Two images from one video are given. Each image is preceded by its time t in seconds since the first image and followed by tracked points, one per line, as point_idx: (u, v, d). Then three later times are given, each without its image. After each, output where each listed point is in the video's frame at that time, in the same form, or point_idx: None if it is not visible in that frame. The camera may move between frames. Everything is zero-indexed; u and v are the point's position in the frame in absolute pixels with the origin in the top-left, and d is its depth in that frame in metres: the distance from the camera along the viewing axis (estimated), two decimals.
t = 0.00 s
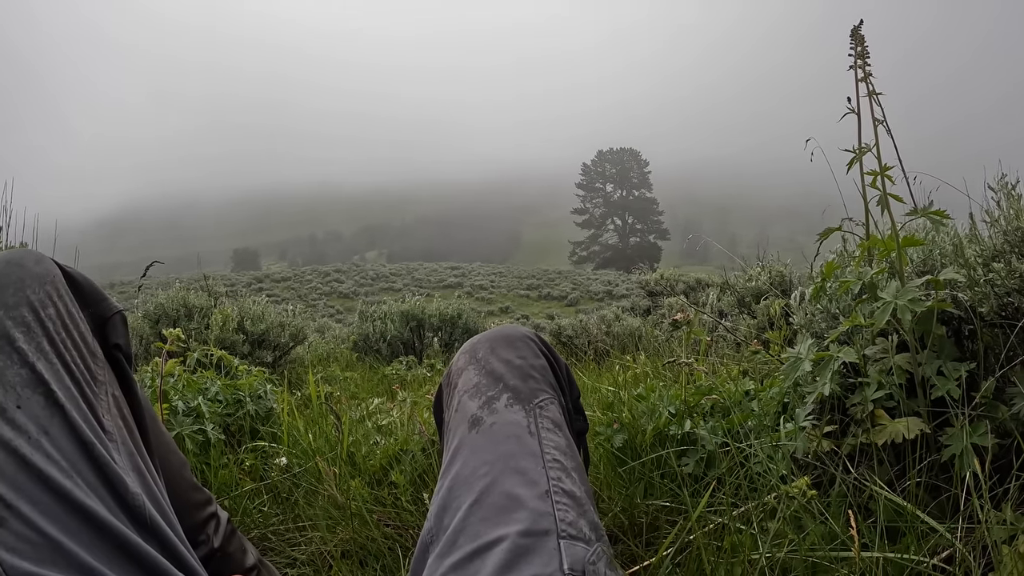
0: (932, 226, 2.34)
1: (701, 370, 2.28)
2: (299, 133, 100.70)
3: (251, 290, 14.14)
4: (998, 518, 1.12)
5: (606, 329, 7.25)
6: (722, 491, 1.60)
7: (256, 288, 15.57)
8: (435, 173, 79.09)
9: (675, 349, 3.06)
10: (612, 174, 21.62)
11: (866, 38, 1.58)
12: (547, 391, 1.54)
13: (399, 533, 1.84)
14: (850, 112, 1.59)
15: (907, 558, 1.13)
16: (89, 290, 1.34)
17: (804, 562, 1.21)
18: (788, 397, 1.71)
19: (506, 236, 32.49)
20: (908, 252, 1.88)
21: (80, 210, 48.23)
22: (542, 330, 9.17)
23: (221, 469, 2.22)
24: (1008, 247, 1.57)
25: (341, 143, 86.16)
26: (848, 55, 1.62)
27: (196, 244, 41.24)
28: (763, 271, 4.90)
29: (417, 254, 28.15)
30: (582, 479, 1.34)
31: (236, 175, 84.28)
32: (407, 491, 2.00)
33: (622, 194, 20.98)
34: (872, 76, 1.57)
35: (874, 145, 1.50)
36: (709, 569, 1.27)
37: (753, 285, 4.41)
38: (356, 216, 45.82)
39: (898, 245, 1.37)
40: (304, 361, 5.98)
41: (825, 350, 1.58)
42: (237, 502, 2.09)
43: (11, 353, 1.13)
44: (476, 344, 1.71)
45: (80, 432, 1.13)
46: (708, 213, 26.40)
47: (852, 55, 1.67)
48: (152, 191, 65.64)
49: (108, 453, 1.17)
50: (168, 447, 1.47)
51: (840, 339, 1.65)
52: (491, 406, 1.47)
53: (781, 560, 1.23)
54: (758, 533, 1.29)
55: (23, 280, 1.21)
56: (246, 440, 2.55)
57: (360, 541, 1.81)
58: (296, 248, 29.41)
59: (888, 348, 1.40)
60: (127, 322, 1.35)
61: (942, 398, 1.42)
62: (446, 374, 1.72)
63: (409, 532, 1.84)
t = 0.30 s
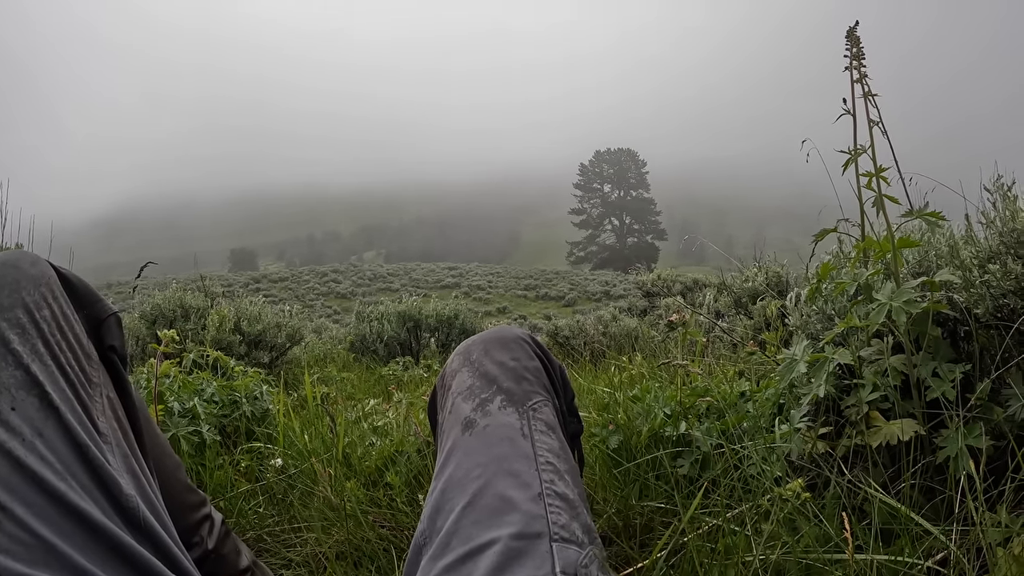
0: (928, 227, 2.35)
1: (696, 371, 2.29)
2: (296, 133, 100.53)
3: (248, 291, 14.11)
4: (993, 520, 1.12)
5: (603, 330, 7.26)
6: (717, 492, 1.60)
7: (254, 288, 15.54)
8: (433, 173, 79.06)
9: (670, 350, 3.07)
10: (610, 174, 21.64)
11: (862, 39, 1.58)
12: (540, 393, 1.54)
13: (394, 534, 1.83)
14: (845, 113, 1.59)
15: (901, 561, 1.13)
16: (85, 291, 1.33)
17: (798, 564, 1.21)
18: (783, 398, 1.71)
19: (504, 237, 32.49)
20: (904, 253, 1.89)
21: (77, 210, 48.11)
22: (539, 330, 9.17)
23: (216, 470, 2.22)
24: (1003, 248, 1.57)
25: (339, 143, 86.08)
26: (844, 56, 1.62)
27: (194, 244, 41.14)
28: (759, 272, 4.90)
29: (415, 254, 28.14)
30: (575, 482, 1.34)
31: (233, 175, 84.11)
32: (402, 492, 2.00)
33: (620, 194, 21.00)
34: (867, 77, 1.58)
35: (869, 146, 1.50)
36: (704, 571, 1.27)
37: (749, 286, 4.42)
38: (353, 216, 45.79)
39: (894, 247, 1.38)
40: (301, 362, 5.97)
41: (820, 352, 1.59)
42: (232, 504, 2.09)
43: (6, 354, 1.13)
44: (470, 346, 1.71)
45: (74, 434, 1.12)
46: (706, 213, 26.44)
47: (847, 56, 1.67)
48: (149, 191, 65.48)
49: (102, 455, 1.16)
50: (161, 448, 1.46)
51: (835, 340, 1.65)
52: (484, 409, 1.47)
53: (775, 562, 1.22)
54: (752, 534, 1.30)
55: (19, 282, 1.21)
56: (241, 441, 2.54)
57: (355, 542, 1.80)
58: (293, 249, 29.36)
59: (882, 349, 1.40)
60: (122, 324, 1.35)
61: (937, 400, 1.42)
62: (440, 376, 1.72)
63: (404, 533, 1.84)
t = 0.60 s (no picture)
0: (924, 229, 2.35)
1: (693, 373, 2.29)
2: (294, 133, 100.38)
3: (245, 291, 14.09)
4: (989, 523, 1.13)
5: (600, 331, 7.26)
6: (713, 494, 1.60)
7: (251, 288, 15.51)
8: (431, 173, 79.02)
9: (667, 351, 3.07)
10: (608, 175, 21.65)
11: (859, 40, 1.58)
12: (537, 396, 1.54)
13: (390, 536, 1.83)
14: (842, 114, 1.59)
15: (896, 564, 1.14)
16: (79, 294, 1.33)
17: (793, 567, 1.21)
18: (780, 400, 1.71)
19: (502, 237, 32.49)
20: (901, 255, 1.89)
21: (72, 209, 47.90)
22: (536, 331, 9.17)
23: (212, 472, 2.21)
24: (1000, 251, 1.58)
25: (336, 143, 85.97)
26: (841, 57, 1.62)
27: (191, 244, 41.03)
28: (757, 273, 4.91)
29: (412, 254, 28.12)
30: (572, 486, 1.34)
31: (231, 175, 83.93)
32: (398, 494, 1.99)
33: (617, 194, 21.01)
34: (864, 79, 1.58)
35: (866, 148, 1.50)
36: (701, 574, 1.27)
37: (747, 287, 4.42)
38: (351, 216, 45.75)
39: (891, 249, 1.38)
40: (298, 362, 5.96)
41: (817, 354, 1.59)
42: (228, 505, 2.09)
43: None
44: (467, 349, 1.71)
45: (67, 438, 1.11)
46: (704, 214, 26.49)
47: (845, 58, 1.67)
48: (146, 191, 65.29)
49: (96, 458, 1.15)
50: (156, 451, 1.45)
51: (832, 342, 1.66)
52: (481, 412, 1.47)
53: (771, 564, 1.23)
54: (748, 537, 1.30)
55: (13, 285, 1.20)
56: (238, 442, 2.54)
57: (351, 544, 1.80)
58: (291, 248, 29.31)
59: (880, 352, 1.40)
60: (117, 327, 1.34)
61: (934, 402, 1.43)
62: (437, 378, 1.72)
63: (400, 535, 1.84)
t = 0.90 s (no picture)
0: (921, 230, 2.35)
1: (690, 373, 2.29)
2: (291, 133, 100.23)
3: (243, 291, 14.07)
4: (985, 523, 1.13)
5: (598, 331, 7.26)
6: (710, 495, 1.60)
7: (249, 288, 15.50)
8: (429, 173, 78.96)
9: (664, 352, 3.07)
10: (606, 175, 21.67)
11: (856, 41, 1.58)
12: (533, 397, 1.54)
13: (387, 537, 1.83)
14: (839, 115, 1.60)
15: (892, 565, 1.13)
16: (75, 295, 1.32)
17: (789, 568, 1.21)
18: (777, 401, 1.71)
19: (500, 237, 32.48)
20: (899, 256, 1.90)
21: (69, 209, 47.77)
22: (534, 331, 9.17)
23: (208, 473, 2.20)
24: (998, 252, 1.58)
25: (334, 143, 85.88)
26: (838, 58, 1.63)
27: (188, 243, 40.94)
28: (754, 274, 4.92)
29: (410, 254, 28.10)
30: (567, 487, 1.34)
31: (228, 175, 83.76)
32: (395, 494, 1.99)
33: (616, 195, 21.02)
34: (861, 80, 1.58)
35: (863, 149, 1.50)
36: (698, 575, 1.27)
37: (744, 288, 4.43)
38: (348, 216, 45.70)
39: (888, 250, 1.38)
40: (295, 363, 5.95)
41: (814, 355, 1.59)
42: (225, 506, 2.08)
43: None
44: (463, 350, 1.70)
45: (63, 439, 1.11)
46: (701, 214, 26.52)
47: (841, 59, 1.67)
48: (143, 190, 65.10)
49: (91, 460, 1.15)
50: (152, 451, 1.45)
51: (828, 343, 1.66)
52: (476, 413, 1.47)
53: (767, 565, 1.23)
54: (744, 538, 1.30)
55: (8, 286, 1.20)
56: (235, 443, 2.53)
57: (347, 545, 1.79)
58: (289, 248, 29.29)
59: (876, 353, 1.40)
60: (112, 328, 1.33)
61: (930, 403, 1.43)
62: (433, 380, 1.71)
63: (396, 536, 1.83)
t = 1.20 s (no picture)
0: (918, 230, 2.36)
1: (688, 373, 2.29)
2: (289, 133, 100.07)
3: (241, 291, 14.04)
4: (985, 523, 1.13)
5: (596, 331, 7.27)
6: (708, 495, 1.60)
7: (246, 288, 15.46)
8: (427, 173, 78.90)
9: (663, 351, 3.08)
10: (604, 175, 21.68)
11: (854, 42, 1.59)
12: (532, 397, 1.54)
13: (385, 536, 1.82)
14: (837, 115, 1.60)
15: (890, 565, 1.14)
16: (73, 294, 1.31)
17: (788, 567, 1.21)
18: (775, 401, 1.71)
19: (498, 237, 32.48)
20: (897, 256, 1.90)
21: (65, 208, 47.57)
22: (532, 331, 9.17)
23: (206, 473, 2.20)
24: (996, 252, 1.59)
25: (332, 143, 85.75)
26: (837, 58, 1.63)
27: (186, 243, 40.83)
28: (752, 274, 4.93)
29: (408, 254, 28.09)
30: (567, 486, 1.34)
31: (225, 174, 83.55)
32: (393, 494, 1.98)
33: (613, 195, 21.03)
34: (860, 81, 1.58)
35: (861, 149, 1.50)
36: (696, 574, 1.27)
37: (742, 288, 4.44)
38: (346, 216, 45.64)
39: (886, 250, 1.38)
40: (293, 363, 5.94)
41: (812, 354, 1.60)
42: (222, 506, 2.07)
43: None
44: (462, 349, 1.70)
45: (61, 439, 1.10)
46: (699, 215, 26.57)
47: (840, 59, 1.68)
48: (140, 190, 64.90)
49: (90, 459, 1.14)
50: (150, 450, 1.44)
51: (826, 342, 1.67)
52: (475, 412, 1.47)
53: (766, 565, 1.23)
54: (743, 537, 1.30)
55: (6, 285, 1.19)
56: (232, 443, 2.52)
57: (346, 545, 1.79)
58: (286, 248, 29.24)
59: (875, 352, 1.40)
60: (111, 327, 1.33)
61: (928, 403, 1.43)
62: (431, 379, 1.71)
63: (394, 536, 1.83)
